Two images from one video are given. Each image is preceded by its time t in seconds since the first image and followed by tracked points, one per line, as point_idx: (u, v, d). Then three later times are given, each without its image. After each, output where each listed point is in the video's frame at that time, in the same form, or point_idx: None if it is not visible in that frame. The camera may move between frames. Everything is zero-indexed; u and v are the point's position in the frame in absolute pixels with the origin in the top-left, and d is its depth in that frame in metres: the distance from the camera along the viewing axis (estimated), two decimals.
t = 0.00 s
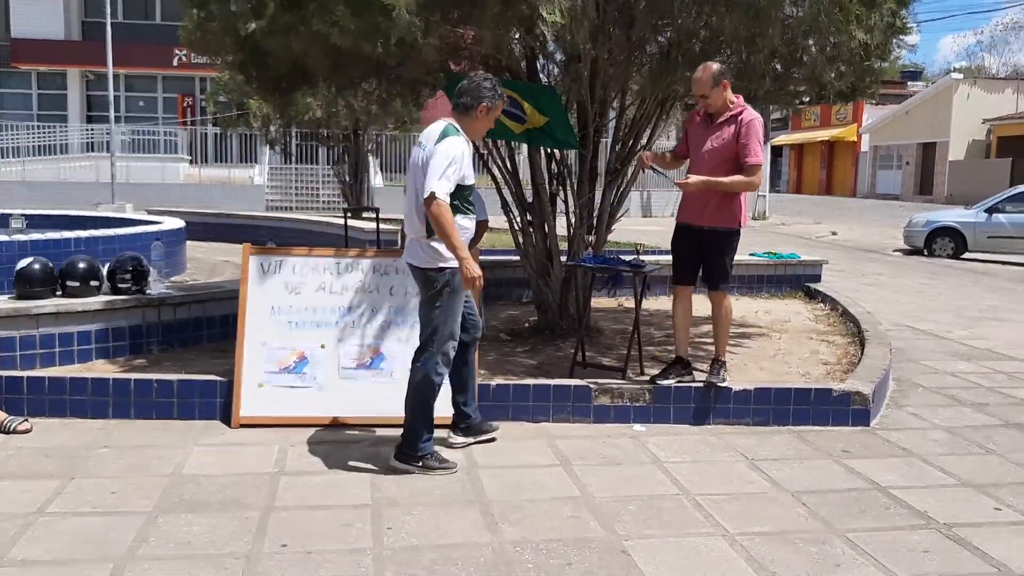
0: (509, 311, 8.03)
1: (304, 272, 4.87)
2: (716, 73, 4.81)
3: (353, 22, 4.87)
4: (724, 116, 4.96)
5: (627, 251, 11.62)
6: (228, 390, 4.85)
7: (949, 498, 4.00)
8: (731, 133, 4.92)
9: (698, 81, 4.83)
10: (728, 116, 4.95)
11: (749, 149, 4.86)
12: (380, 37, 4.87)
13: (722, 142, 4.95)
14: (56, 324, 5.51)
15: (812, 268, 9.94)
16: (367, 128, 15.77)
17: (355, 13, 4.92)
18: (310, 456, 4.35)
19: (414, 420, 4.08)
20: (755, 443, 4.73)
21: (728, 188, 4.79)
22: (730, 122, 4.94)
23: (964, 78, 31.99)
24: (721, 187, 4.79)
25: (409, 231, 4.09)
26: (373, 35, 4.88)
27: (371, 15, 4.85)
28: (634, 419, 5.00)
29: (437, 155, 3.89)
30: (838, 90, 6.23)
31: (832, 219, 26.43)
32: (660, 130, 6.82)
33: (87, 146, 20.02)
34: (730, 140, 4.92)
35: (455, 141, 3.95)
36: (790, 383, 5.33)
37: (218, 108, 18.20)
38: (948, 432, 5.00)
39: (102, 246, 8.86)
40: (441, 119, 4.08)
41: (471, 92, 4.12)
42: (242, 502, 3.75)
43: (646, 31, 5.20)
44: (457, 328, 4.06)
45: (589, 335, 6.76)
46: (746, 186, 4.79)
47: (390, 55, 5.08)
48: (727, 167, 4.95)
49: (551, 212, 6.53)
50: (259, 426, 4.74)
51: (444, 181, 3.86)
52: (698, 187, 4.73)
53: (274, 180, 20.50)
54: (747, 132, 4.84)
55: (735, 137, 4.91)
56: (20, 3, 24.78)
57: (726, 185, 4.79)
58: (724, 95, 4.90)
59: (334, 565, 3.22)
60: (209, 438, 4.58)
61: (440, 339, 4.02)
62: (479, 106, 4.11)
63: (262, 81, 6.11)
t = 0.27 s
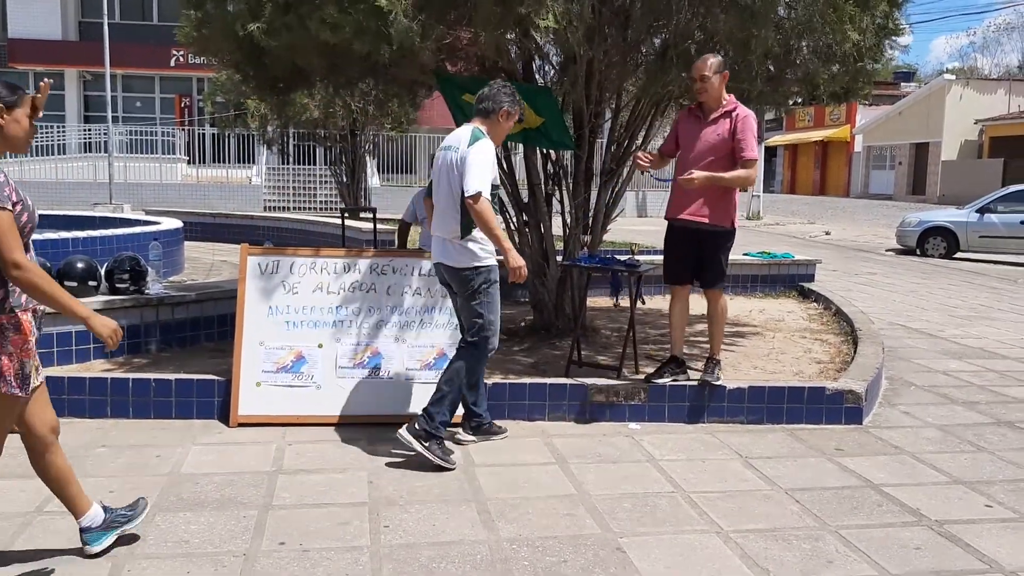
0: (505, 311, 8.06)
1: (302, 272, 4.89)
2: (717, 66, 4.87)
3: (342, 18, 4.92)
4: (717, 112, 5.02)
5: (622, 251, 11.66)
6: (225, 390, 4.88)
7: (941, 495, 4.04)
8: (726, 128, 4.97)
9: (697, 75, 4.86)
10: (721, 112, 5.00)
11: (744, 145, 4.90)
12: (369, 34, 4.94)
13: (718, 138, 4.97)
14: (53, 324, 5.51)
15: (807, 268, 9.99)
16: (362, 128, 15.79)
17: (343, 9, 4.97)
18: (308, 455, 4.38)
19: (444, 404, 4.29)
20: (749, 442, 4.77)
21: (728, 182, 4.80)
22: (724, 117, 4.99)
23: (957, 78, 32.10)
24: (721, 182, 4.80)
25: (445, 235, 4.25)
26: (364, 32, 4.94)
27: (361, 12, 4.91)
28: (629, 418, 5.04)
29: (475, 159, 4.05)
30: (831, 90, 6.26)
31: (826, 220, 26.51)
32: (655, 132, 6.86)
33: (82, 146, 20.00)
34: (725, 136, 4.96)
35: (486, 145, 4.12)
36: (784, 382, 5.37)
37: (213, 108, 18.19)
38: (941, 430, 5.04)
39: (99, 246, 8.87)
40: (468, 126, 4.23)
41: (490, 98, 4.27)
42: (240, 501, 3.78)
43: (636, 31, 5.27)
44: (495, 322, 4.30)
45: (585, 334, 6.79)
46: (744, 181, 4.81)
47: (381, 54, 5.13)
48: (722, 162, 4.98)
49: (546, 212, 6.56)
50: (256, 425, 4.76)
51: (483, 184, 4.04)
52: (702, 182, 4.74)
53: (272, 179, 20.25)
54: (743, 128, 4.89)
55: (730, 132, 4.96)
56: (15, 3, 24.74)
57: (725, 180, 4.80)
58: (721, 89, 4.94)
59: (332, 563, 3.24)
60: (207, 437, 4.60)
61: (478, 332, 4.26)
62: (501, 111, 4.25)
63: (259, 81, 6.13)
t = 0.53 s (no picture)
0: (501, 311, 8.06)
1: (298, 272, 4.89)
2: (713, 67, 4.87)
3: (343, 20, 4.92)
4: (713, 114, 5.01)
5: (618, 251, 11.68)
6: (222, 390, 4.88)
7: (936, 494, 4.06)
8: (722, 130, 4.96)
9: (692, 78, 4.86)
10: (717, 114, 4.99)
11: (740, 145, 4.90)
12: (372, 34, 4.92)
13: (714, 140, 4.97)
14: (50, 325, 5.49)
15: (801, 267, 10.01)
16: (358, 129, 15.79)
17: (347, 13, 4.96)
18: (304, 455, 4.38)
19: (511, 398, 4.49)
20: (745, 441, 4.78)
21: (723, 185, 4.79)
22: (720, 119, 4.98)
23: (951, 78, 32.18)
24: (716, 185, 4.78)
25: (466, 230, 4.34)
26: (365, 33, 4.93)
27: (363, 11, 4.91)
28: (626, 417, 5.05)
29: (495, 155, 4.15)
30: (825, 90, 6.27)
31: (821, 220, 26.56)
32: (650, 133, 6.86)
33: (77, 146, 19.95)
34: (721, 138, 4.96)
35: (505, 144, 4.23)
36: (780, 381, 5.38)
37: (208, 108, 18.17)
38: (936, 429, 5.06)
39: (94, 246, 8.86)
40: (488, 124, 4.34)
41: (510, 97, 4.39)
42: (236, 501, 3.78)
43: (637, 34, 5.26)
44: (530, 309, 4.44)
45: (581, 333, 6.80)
46: (740, 182, 4.80)
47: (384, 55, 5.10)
48: (718, 164, 4.99)
49: (542, 212, 6.52)
50: (253, 425, 4.77)
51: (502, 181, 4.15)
52: (700, 186, 4.73)
53: (267, 179, 20.13)
54: (738, 129, 4.88)
55: (726, 134, 4.95)
56: (9, 4, 24.67)
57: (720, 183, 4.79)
58: (716, 90, 4.94)
59: (329, 562, 3.25)
60: (204, 437, 4.60)
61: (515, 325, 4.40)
62: (520, 110, 4.36)
63: (255, 82, 6.12)
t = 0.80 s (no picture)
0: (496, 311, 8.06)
1: (292, 272, 4.88)
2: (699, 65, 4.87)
3: (344, 24, 4.86)
4: (698, 111, 5.00)
5: (611, 250, 11.70)
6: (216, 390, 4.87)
7: (929, 493, 4.07)
8: (708, 127, 4.95)
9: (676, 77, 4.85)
10: (703, 111, 4.98)
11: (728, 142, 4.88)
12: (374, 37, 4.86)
13: (702, 138, 4.96)
14: (42, 325, 5.47)
15: (795, 267, 10.04)
16: (351, 129, 15.77)
17: (348, 16, 4.91)
18: (298, 455, 4.38)
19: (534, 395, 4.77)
20: (739, 440, 4.79)
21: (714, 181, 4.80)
22: (706, 116, 4.97)
23: (943, 79, 32.28)
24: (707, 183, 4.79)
25: (488, 233, 4.52)
26: (366, 37, 4.88)
27: (362, 16, 4.85)
28: (620, 417, 5.05)
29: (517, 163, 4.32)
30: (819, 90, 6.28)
31: (814, 220, 26.61)
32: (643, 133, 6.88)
33: (70, 146, 19.89)
34: (708, 135, 4.95)
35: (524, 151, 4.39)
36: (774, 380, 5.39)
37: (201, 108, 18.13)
38: (929, 428, 5.08)
39: (87, 246, 8.83)
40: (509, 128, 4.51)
41: (531, 103, 4.58)
42: (230, 501, 3.78)
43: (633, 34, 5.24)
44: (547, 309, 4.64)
45: (575, 333, 6.81)
46: (731, 178, 4.81)
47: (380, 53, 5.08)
48: (707, 161, 4.97)
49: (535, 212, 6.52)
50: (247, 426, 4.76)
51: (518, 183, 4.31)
52: (692, 184, 4.72)
53: (260, 179, 20.32)
54: (726, 125, 4.88)
55: (713, 131, 4.95)
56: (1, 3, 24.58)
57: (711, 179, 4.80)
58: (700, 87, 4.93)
59: (323, 563, 3.25)
60: (197, 438, 4.60)
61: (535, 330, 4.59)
62: (541, 115, 4.56)
63: (248, 82, 6.09)
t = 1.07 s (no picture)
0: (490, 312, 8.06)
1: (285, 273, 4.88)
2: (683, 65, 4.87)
3: (334, 23, 4.87)
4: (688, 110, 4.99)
5: (605, 250, 11.71)
6: (209, 392, 4.86)
7: (921, 492, 4.09)
8: (698, 126, 4.94)
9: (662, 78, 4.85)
10: (693, 110, 4.97)
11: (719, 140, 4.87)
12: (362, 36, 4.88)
13: (694, 139, 4.94)
14: (34, 327, 5.45)
15: (788, 267, 10.06)
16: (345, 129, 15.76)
17: (337, 15, 4.91)
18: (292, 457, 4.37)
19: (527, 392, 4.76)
20: (732, 440, 4.80)
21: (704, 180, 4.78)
22: (696, 116, 4.96)
23: (935, 79, 32.38)
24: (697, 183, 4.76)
25: (497, 230, 4.58)
26: (355, 36, 4.89)
27: (352, 16, 4.88)
28: (614, 418, 5.06)
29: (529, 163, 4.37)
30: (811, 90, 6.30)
31: (806, 219, 26.68)
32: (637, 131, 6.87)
33: (62, 147, 19.83)
34: (700, 134, 4.93)
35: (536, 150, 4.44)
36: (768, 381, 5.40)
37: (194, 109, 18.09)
38: (921, 428, 5.09)
39: (79, 247, 8.80)
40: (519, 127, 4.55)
41: (543, 101, 4.61)
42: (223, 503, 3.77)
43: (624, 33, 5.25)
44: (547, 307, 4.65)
45: (569, 334, 6.81)
46: (724, 177, 4.78)
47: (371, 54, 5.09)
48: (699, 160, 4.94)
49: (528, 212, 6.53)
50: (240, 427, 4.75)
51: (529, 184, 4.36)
52: (683, 187, 4.70)
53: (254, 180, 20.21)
54: (715, 123, 4.87)
55: (704, 130, 4.93)
56: None
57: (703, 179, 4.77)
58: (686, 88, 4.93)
59: (317, 564, 3.24)
60: (191, 439, 4.59)
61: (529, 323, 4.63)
62: (553, 113, 4.59)
63: (241, 83, 6.09)
